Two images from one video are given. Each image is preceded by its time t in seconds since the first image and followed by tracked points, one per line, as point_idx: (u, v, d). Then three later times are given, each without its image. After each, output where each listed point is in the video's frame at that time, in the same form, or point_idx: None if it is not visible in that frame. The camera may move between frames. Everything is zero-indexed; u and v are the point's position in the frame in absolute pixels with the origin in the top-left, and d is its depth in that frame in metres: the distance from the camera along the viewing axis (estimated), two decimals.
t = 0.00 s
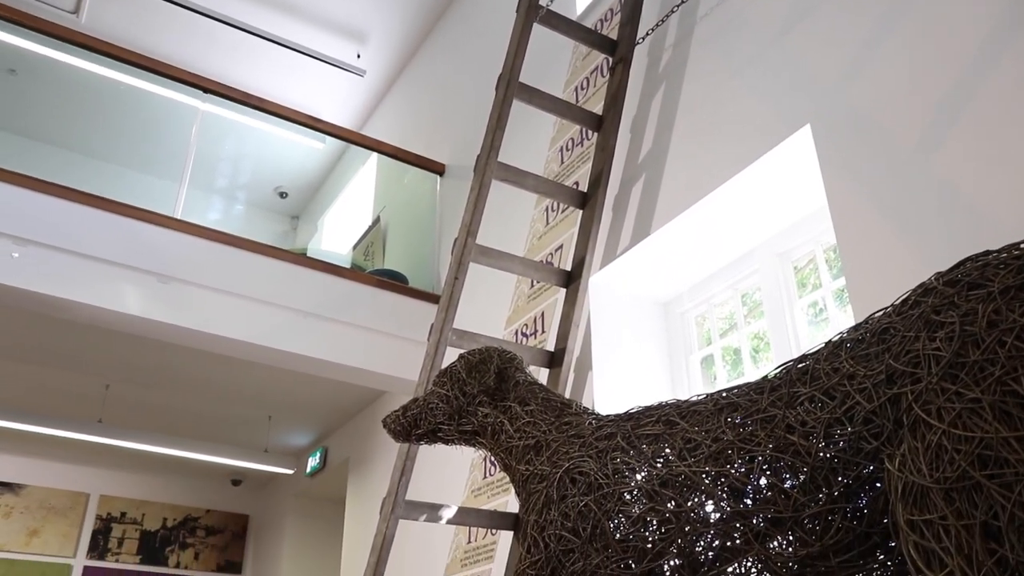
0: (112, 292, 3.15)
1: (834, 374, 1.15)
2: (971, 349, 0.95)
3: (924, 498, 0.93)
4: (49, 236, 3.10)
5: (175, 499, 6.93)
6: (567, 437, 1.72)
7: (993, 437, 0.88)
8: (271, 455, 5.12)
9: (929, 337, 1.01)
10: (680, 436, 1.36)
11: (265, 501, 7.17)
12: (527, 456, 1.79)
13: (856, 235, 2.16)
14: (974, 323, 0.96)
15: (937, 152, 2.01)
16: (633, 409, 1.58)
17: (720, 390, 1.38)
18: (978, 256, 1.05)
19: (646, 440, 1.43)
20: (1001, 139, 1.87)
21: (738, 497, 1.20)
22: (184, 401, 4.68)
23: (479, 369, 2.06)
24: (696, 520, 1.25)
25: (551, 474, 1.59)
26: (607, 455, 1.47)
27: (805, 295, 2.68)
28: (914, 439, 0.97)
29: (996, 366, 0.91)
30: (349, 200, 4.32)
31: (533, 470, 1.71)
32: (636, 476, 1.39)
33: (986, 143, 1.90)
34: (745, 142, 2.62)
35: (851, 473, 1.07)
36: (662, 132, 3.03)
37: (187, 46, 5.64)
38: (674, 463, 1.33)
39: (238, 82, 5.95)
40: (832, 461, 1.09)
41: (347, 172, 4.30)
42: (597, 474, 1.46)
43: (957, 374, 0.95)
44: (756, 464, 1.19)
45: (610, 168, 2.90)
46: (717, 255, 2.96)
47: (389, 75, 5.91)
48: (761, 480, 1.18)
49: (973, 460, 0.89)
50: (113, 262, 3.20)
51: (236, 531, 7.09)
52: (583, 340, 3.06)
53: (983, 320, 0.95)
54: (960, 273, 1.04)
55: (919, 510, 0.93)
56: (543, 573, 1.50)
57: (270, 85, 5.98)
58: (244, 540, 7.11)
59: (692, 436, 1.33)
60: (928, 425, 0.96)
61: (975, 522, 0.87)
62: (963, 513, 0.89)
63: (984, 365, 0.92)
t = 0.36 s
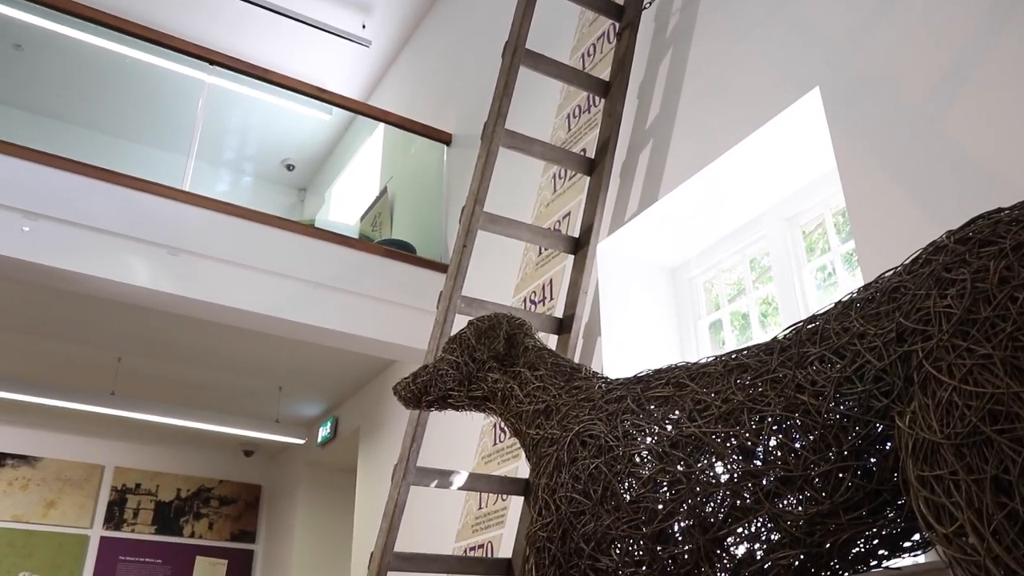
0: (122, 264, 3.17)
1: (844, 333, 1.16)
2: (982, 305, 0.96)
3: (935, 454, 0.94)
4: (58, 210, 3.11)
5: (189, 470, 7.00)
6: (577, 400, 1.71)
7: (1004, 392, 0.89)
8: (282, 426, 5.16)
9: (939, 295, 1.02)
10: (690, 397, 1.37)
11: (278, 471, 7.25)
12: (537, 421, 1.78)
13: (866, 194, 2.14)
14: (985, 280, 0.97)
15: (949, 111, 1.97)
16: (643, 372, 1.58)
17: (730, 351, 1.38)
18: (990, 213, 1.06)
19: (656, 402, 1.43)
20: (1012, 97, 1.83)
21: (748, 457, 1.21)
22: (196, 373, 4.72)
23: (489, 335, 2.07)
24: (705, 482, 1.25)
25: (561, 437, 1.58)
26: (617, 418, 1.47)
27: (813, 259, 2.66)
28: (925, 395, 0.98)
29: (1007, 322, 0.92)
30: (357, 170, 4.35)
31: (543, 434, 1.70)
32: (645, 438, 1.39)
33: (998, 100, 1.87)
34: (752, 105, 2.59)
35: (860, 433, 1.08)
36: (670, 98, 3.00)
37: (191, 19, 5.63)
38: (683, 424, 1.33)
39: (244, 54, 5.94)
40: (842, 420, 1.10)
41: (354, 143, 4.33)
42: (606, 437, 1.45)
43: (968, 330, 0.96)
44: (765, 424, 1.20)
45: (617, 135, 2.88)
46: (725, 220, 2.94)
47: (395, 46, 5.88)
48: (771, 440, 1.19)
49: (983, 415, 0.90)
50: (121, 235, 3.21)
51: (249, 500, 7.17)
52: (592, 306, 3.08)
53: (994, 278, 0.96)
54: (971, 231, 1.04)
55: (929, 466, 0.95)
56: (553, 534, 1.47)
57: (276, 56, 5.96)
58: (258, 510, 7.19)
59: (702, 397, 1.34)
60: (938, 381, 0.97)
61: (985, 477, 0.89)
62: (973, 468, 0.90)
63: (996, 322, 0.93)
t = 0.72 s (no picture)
0: (129, 235, 3.18)
1: (853, 292, 1.16)
2: (992, 261, 0.96)
3: (944, 410, 0.95)
4: (66, 180, 3.11)
5: (200, 441, 7.06)
6: (584, 363, 1.70)
7: (1013, 345, 0.89)
8: (292, 395, 5.20)
9: (949, 251, 1.02)
10: (697, 357, 1.36)
11: (288, 440, 7.31)
12: (544, 384, 1.77)
13: (870, 149, 2.12)
14: (997, 236, 0.96)
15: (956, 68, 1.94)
16: (650, 334, 1.57)
17: (738, 311, 1.38)
18: (1003, 169, 1.05)
19: (663, 363, 1.43)
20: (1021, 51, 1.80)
21: (756, 416, 1.21)
22: (205, 343, 4.74)
23: (496, 300, 2.06)
24: (712, 442, 1.25)
25: (569, 400, 1.56)
26: (625, 379, 1.46)
27: (821, 223, 2.64)
28: (933, 351, 0.99)
29: (1018, 276, 0.92)
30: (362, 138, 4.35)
31: (551, 397, 1.69)
32: (653, 399, 1.38)
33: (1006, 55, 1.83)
34: (759, 68, 2.56)
35: (868, 389, 1.09)
36: (676, 62, 2.97)
37: None
38: (691, 384, 1.33)
39: (248, 23, 5.91)
40: (850, 378, 1.11)
41: (360, 111, 4.35)
42: (614, 399, 1.44)
43: (978, 285, 0.96)
44: (774, 383, 1.20)
45: (623, 99, 2.85)
46: (732, 184, 2.93)
47: (399, 14, 5.83)
48: (779, 399, 1.18)
49: (992, 369, 0.90)
50: (127, 205, 3.22)
51: (260, 470, 7.23)
52: (599, 270, 3.11)
53: (1006, 233, 0.96)
54: (983, 186, 1.04)
55: (938, 422, 0.95)
56: (562, 496, 1.46)
57: (280, 25, 5.94)
58: (268, 479, 7.25)
59: (709, 357, 1.33)
60: (948, 337, 0.97)
61: (994, 431, 0.89)
62: (981, 422, 0.90)
63: (1007, 276, 0.93)
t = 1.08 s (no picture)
0: (136, 205, 3.19)
1: (860, 250, 1.17)
2: (1001, 215, 0.98)
3: (951, 364, 0.98)
4: (71, 150, 3.11)
5: (208, 411, 7.11)
6: (591, 325, 1.70)
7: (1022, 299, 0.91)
8: (299, 363, 5.23)
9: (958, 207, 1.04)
10: (703, 318, 1.36)
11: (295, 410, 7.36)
12: (552, 347, 1.77)
13: (875, 107, 2.10)
14: (1006, 190, 0.98)
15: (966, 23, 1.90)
16: (657, 295, 1.55)
17: (745, 271, 1.37)
18: (1011, 125, 1.06)
19: (670, 325, 1.42)
20: None
21: (764, 374, 1.23)
22: (211, 313, 4.76)
23: (502, 265, 2.04)
24: (720, 402, 1.26)
25: (576, 361, 1.55)
26: (631, 340, 1.45)
27: (828, 184, 2.62)
28: (941, 307, 1.02)
29: None
30: (367, 107, 4.37)
31: (558, 360, 1.69)
32: (659, 359, 1.38)
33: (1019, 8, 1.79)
34: (765, 29, 2.52)
35: (875, 346, 1.11)
36: (682, 24, 2.94)
37: None
38: (698, 345, 1.33)
39: None
40: (858, 335, 1.13)
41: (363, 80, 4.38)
42: (622, 359, 1.43)
43: (986, 241, 0.98)
44: (781, 341, 1.21)
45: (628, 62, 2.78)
46: (738, 146, 2.91)
47: None
48: (786, 358, 1.20)
49: (1000, 323, 0.93)
50: (133, 176, 3.21)
51: (268, 439, 7.29)
52: (604, 235, 3.12)
53: (1015, 188, 0.98)
54: (993, 141, 1.05)
55: (944, 377, 0.98)
56: (569, 457, 1.44)
57: None
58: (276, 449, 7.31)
59: (716, 317, 1.33)
60: (956, 292, 1.00)
61: (1000, 384, 0.92)
62: (988, 376, 0.93)
63: (1015, 231, 0.96)
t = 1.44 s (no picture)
0: (138, 174, 3.18)
1: (867, 208, 1.16)
2: (1011, 168, 0.96)
3: (957, 321, 0.97)
4: (70, 119, 3.10)
5: (215, 382, 7.14)
6: (596, 288, 1.69)
7: None
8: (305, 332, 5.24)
9: (967, 161, 1.02)
10: (709, 279, 1.35)
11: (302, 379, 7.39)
12: (557, 311, 1.76)
13: (878, 64, 2.06)
14: (1016, 143, 0.97)
15: None
16: (662, 258, 1.54)
17: (752, 232, 1.36)
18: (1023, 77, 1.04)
19: (676, 287, 1.41)
20: None
21: (770, 334, 1.22)
22: (217, 283, 4.77)
23: (507, 229, 2.02)
24: (725, 362, 1.25)
25: (581, 324, 1.54)
26: (637, 302, 1.44)
27: (835, 146, 2.59)
28: (948, 263, 1.01)
29: None
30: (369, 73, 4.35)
31: (563, 323, 1.68)
32: (665, 320, 1.37)
33: None
34: None
35: (882, 304, 1.11)
36: None
37: None
38: (704, 305, 1.32)
39: None
40: (864, 293, 1.12)
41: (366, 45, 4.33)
42: (626, 321, 1.42)
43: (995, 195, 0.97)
44: (787, 301, 1.20)
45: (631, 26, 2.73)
46: (742, 109, 2.88)
47: None
48: (792, 318, 1.20)
49: (1007, 279, 0.92)
50: (134, 144, 3.20)
51: (275, 409, 7.34)
52: (609, 200, 3.11)
53: None
54: (1004, 94, 1.03)
55: (951, 333, 0.98)
56: (575, 419, 1.44)
57: None
58: (284, 418, 7.36)
59: (723, 278, 1.32)
60: (962, 248, 0.99)
61: (1007, 339, 0.91)
62: (994, 331, 0.93)
63: None
